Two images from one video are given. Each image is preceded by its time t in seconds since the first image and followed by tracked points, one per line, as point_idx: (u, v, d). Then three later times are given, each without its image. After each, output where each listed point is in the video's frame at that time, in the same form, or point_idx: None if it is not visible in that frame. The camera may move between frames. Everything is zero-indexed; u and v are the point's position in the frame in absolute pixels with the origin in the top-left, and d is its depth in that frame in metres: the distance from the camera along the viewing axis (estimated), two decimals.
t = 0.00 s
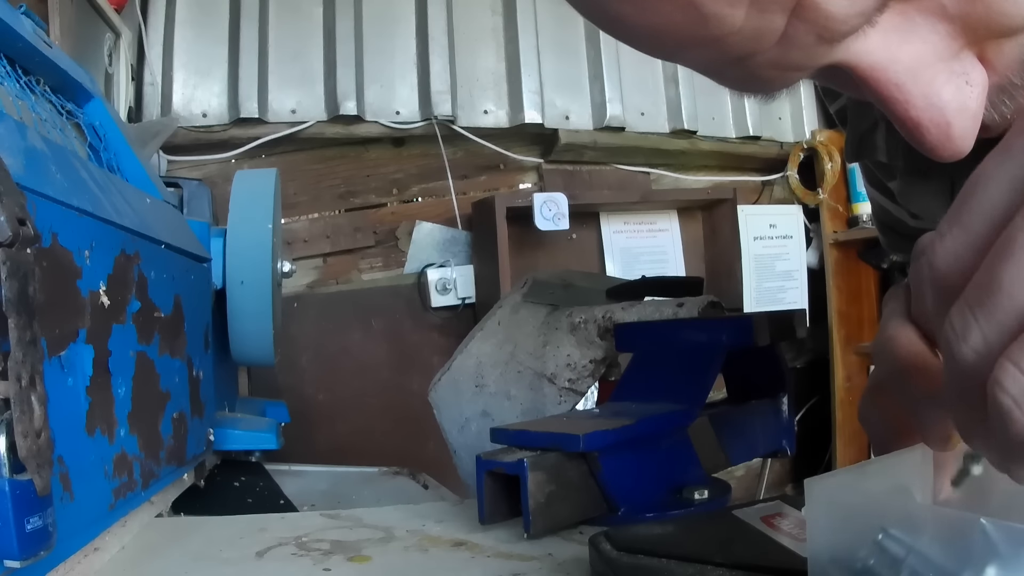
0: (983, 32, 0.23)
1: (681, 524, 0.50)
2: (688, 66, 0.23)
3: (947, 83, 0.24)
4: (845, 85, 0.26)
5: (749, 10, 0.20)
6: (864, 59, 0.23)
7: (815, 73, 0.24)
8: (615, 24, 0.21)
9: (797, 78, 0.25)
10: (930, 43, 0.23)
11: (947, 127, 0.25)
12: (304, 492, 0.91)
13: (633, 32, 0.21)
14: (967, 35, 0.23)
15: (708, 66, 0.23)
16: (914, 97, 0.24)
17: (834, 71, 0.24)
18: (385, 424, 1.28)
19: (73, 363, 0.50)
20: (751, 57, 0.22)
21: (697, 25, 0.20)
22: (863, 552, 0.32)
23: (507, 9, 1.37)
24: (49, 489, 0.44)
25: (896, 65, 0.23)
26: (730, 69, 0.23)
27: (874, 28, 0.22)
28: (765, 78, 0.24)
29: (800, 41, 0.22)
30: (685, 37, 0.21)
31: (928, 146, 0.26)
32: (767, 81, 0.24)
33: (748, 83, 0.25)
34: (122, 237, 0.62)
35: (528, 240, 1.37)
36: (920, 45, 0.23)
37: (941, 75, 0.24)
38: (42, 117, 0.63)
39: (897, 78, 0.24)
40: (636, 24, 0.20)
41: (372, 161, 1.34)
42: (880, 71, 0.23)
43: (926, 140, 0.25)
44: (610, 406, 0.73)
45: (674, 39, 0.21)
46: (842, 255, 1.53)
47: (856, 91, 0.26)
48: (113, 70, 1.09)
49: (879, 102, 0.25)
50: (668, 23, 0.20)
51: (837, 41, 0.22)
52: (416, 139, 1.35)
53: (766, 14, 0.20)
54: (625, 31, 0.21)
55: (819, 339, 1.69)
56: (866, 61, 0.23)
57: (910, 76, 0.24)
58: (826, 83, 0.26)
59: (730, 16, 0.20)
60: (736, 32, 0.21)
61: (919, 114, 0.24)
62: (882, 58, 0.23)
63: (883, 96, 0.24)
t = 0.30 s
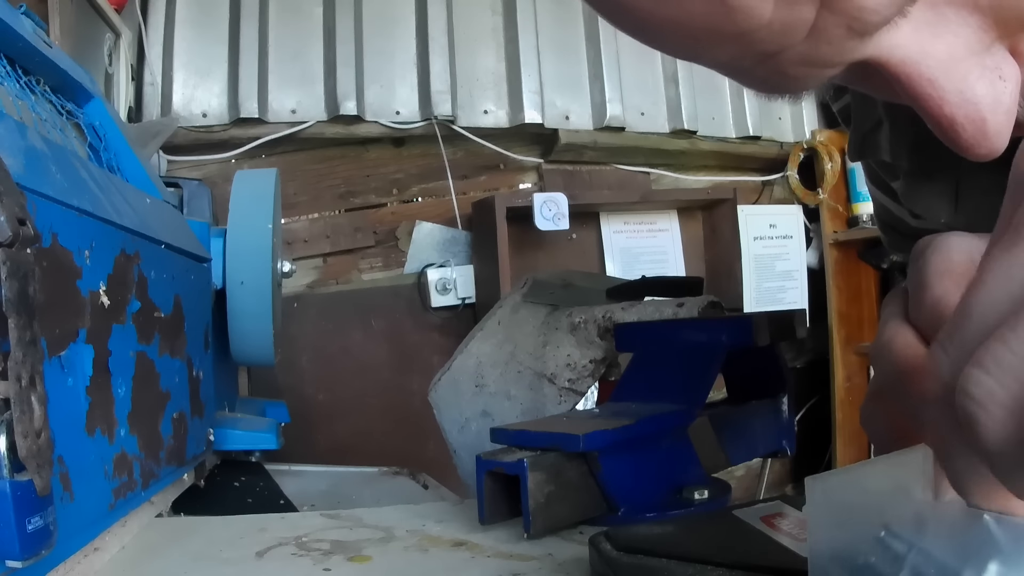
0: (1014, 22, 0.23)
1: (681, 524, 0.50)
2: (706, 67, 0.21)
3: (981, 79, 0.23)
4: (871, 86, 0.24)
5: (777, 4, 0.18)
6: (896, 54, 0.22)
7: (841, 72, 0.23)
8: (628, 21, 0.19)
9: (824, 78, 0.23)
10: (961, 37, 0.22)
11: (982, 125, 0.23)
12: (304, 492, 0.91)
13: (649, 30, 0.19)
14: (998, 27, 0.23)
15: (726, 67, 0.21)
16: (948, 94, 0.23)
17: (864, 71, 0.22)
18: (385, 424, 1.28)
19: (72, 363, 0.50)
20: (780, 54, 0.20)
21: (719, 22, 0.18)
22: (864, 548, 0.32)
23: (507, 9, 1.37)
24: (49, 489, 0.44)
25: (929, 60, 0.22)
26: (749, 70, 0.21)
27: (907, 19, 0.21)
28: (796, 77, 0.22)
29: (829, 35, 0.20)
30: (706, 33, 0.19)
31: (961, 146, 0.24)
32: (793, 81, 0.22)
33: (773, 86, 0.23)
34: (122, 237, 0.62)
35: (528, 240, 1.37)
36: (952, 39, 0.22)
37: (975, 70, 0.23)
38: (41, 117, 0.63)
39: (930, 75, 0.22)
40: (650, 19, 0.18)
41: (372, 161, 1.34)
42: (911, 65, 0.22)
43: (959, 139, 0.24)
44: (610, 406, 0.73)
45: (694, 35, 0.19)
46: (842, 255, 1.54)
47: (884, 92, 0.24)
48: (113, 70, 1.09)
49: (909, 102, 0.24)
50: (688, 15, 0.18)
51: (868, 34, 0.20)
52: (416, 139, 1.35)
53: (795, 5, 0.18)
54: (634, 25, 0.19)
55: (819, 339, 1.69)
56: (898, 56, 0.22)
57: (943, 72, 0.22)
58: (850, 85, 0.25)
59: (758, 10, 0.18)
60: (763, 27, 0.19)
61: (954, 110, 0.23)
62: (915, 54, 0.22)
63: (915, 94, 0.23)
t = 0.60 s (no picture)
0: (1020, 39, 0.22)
1: (681, 524, 0.50)
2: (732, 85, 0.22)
3: (987, 95, 0.23)
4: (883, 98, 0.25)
5: (796, 29, 0.19)
6: (908, 72, 0.22)
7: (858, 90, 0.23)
8: (654, 41, 0.20)
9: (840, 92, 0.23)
10: (970, 55, 0.22)
11: (986, 140, 0.24)
12: (304, 492, 0.91)
13: (675, 48, 0.20)
14: (1003, 44, 0.22)
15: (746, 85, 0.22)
16: (955, 111, 0.23)
17: (878, 88, 0.23)
18: (385, 423, 1.28)
19: (72, 363, 0.50)
20: (795, 75, 0.21)
21: (741, 47, 0.19)
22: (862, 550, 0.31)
23: (506, 9, 1.37)
24: (49, 489, 0.44)
25: (937, 78, 0.22)
26: (768, 88, 0.22)
27: (922, 44, 0.21)
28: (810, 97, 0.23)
29: (846, 59, 0.21)
30: (724, 56, 0.20)
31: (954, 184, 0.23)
32: (806, 99, 0.23)
33: (791, 101, 0.24)
34: (122, 237, 0.62)
35: (528, 241, 1.37)
36: (961, 58, 0.22)
37: (982, 87, 0.23)
38: (42, 117, 0.63)
39: (940, 92, 0.22)
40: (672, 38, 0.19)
41: (372, 161, 1.34)
42: (920, 83, 0.22)
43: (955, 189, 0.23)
44: (610, 405, 0.73)
45: (714, 56, 0.20)
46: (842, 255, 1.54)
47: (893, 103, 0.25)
48: (113, 70, 1.09)
49: (916, 116, 0.24)
50: (707, 38, 0.19)
51: (881, 57, 0.21)
52: (416, 139, 1.35)
53: (814, 31, 0.19)
54: (655, 42, 0.20)
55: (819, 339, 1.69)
56: (908, 73, 0.22)
57: (952, 89, 0.22)
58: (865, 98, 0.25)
59: (779, 36, 0.19)
60: (782, 51, 0.20)
61: (960, 127, 0.23)
62: (923, 72, 0.22)
63: (921, 109, 0.23)
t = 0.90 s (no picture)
0: (1001, 50, 0.23)
1: (681, 524, 0.50)
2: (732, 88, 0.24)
3: (965, 100, 0.23)
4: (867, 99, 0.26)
5: (781, 39, 0.20)
6: (887, 78, 0.23)
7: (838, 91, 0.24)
8: (652, 47, 0.21)
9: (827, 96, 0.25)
10: (949, 62, 0.23)
11: (963, 144, 0.24)
12: (304, 492, 0.91)
13: (674, 54, 0.21)
14: (983, 53, 0.23)
15: (742, 88, 0.24)
16: (932, 114, 0.24)
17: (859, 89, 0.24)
18: (385, 423, 1.28)
19: (72, 363, 0.50)
20: (782, 79, 0.23)
21: (729, 50, 0.21)
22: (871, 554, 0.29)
23: (507, 9, 1.37)
24: (49, 489, 0.44)
25: (916, 83, 0.23)
26: (760, 91, 0.24)
27: (900, 54, 0.22)
28: (793, 99, 0.24)
29: (829, 68, 0.22)
30: (717, 60, 0.21)
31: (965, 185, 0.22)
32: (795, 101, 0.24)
33: (778, 102, 0.25)
34: (122, 237, 0.62)
35: (528, 241, 1.37)
36: (940, 64, 0.23)
37: (960, 92, 0.23)
38: (41, 117, 0.63)
39: (919, 96, 0.23)
40: (670, 44, 0.21)
41: (372, 161, 1.34)
42: (899, 86, 0.23)
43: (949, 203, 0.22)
44: (610, 406, 0.72)
45: (710, 61, 0.21)
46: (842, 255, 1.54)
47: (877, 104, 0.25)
48: (113, 70, 1.09)
49: (897, 118, 0.25)
50: (700, 46, 0.20)
51: (864, 66, 0.22)
52: (416, 139, 1.35)
53: (798, 42, 0.21)
54: (652, 48, 0.21)
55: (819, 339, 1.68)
56: (888, 78, 0.23)
57: (931, 93, 0.23)
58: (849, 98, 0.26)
59: (763, 45, 0.21)
60: (767, 58, 0.21)
61: (937, 130, 0.24)
62: (903, 77, 0.23)
63: (901, 112, 0.24)
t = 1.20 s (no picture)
0: (987, 50, 0.23)
1: (681, 524, 0.50)
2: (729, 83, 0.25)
3: (950, 99, 0.24)
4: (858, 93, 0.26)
5: (771, 37, 0.21)
6: (872, 76, 0.23)
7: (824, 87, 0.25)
8: (649, 43, 0.22)
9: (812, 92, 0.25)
10: (935, 62, 0.23)
11: (947, 141, 0.24)
12: (304, 492, 0.91)
13: (673, 51, 0.22)
14: (969, 53, 0.23)
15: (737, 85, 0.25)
16: (918, 112, 0.24)
17: (847, 84, 0.24)
18: (385, 423, 1.28)
19: (72, 363, 0.50)
20: (772, 75, 0.23)
21: (722, 47, 0.21)
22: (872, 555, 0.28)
23: (507, 9, 1.38)
24: (49, 489, 0.44)
25: (902, 81, 0.23)
26: (752, 86, 0.25)
27: (886, 54, 0.23)
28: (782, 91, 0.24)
29: (816, 66, 0.23)
30: (712, 56, 0.22)
31: (981, 188, 0.21)
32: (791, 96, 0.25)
33: (767, 94, 0.26)
34: (122, 237, 0.62)
35: (527, 241, 1.37)
36: (925, 63, 0.23)
37: (945, 91, 0.23)
38: (42, 117, 0.63)
39: (904, 95, 0.23)
40: (668, 41, 0.21)
41: (372, 161, 1.34)
42: (883, 85, 0.23)
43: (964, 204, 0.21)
44: (610, 406, 0.72)
45: (704, 55, 0.22)
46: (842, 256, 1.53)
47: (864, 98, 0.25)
48: (113, 70, 1.09)
49: (882, 113, 0.25)
50: (693, 41, 0.21)
51: (851, 64, 0.23)
52: (416, 139, 1.35)
53: (787, 40, 0.21)
54: (652, 44, 0.22)
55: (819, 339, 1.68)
56: (874, 77, 0.23)
57: (916, 92, 0.23)
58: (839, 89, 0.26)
59: (755, 41, 0.21)
60: (758, 55, 0.22)
61: (922, 127, 0.24)
62: (890, 75, 0.23)
63: (886, 107, 0.24)
